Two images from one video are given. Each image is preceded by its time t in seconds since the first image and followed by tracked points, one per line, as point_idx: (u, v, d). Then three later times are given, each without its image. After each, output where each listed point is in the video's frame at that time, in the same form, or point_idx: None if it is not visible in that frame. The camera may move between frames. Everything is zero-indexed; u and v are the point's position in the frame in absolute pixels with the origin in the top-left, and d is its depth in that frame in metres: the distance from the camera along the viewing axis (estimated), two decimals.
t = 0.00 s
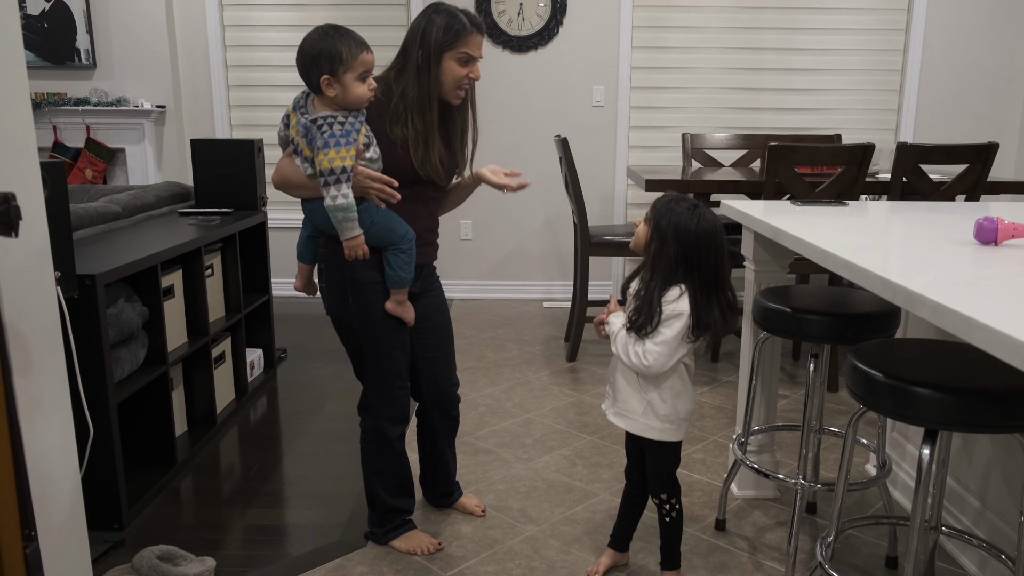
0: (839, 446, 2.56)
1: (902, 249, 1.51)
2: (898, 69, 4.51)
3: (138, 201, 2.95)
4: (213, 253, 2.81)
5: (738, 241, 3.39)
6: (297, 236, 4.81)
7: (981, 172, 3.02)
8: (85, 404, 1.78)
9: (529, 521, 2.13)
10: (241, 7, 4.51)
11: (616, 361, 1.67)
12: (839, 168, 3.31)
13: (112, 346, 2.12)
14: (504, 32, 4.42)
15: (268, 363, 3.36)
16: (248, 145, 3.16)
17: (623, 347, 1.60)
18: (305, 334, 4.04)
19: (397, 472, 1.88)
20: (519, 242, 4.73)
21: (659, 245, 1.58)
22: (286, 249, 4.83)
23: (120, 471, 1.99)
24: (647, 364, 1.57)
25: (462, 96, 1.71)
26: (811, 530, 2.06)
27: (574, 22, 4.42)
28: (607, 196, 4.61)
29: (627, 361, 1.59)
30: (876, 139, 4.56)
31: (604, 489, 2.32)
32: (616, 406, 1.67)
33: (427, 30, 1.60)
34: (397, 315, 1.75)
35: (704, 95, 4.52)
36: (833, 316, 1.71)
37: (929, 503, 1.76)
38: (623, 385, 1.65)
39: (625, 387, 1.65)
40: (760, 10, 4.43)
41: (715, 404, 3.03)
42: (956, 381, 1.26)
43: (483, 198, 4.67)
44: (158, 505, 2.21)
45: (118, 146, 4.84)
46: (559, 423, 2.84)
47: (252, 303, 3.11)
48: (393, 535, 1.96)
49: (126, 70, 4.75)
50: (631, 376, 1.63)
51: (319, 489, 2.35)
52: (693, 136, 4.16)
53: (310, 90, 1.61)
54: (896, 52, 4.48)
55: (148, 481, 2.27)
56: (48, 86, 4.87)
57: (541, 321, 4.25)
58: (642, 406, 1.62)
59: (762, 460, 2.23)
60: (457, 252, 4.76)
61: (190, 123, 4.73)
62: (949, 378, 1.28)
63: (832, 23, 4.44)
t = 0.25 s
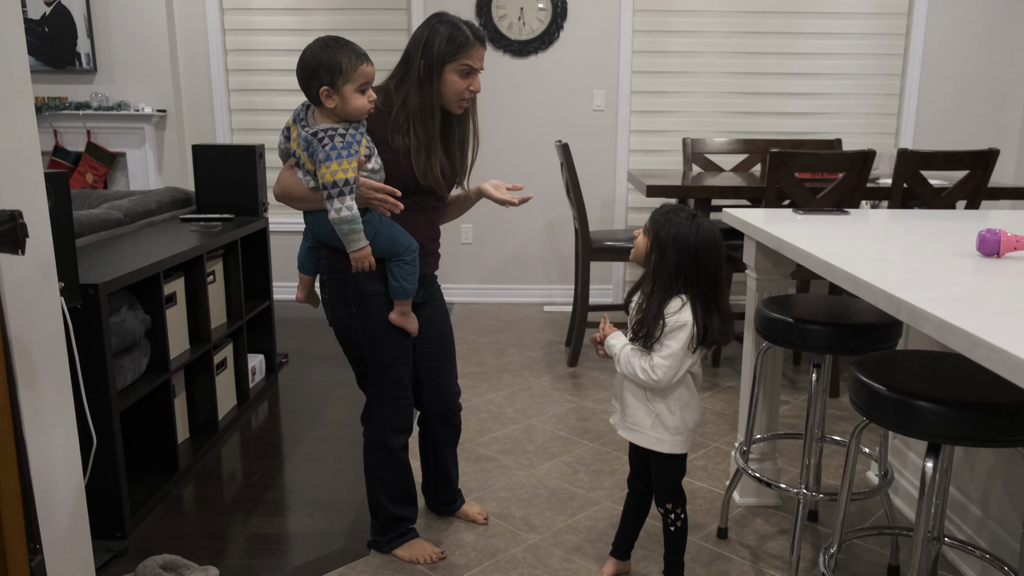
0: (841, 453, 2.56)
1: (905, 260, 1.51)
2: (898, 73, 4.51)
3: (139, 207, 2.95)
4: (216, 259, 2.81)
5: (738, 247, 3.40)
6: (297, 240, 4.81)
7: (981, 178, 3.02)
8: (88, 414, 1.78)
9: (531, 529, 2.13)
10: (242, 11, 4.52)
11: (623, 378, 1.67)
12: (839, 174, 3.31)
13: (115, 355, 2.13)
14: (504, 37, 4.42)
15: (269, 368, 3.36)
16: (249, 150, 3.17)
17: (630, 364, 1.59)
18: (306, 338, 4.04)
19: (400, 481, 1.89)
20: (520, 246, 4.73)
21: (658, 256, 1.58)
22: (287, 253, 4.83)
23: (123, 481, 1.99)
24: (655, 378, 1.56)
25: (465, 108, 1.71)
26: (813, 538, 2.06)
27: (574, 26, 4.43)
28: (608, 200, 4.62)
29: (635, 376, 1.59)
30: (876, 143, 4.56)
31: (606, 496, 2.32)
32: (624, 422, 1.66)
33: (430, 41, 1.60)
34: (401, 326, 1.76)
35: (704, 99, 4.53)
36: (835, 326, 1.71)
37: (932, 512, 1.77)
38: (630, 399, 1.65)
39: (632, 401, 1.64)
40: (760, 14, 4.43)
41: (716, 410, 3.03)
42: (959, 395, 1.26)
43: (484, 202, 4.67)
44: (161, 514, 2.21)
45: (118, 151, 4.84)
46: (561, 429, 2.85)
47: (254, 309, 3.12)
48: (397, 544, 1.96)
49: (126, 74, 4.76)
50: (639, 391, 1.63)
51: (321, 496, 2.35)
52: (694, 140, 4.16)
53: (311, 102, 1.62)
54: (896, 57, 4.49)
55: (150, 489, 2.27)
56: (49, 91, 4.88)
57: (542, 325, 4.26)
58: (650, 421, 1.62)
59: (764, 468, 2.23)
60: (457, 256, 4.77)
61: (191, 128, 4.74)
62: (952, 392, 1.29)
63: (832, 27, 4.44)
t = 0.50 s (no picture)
0: (845, 460, 2.56)
1: (910, 273, 1.52)
2: (901, 77, 4.51)
3: (144, 213, 2.95)
4: (220, 266, 2.82)
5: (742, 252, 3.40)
6: (300, 244, 4.82)
7: (985, 184, 3.02)
8: (94, 424, 1.79)
9: (536, 537, 2.13)
10: (245, 16, 4.52)
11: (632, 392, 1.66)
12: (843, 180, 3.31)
13: (121, 364, 2.13)
14: (507, 41, 4.43)
15: (273, 374, 3.37)
16: (253, 156, 3.16)
17: (642, 379, 1.59)
18: (309, 343, 4.04)
19: (405, 490, 1.89)
20: (522, 250, 4.74)
21: (664, 267, 1.58)
22: (290, 257, 4.84)
23: (129, 490, 2.00)
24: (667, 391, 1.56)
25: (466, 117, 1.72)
26: (817, 547, 2.06)
27: (577, 30, 4.43)
28: (610, 205, 4.62)
29: (648, 391, 1.59)
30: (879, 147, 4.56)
31: (610, 504, 2.33)
32: (636, 437, 1.65)
33: (433, 51, 1.61)
34: (406, 336, 1.75)
35: (707, 103, 4.53)
36: (840, 337, 1.72)
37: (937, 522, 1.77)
38: (639, 412, 1.65)
39: (642, 416, 1.64)
40: (763, 18, 4.43)
41: (720, 416, 3.03)
42: (965, 410, 1.27)
43: (487, 206, 4.68)
44: (166, 522, 2.22)
45: (122, 155, 4.85)
46: (565, 436, 2.85)
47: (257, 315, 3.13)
48: (402, 553, 1.96)
49: (129, 78, 4.76)
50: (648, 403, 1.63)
51: (326, 504, 2.35)
52: (696, 145, 4.16)
53: (314, 113, 1.62)
54: (899, 61, 4.49)
55: (155, 496, 2.28)
56: (53, 95, 4.89)
57: (545, 329, 4.26)
58: (660, 433, 1.62)
59: (769, 477, 2.23)
60: (460, 260, 4.77)
61: (194, 132, 4.75)
62: (958, 407, 1.29)
63: (835, 32, 4.44)
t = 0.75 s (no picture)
0: (847, 468, 2.57)
1: (913, 285, 1.53)
2: (903, 82, 4.52)
3: (148, 220, 2.96)
4: (223, 273, 2.83)
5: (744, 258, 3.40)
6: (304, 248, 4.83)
7: (987, 191, 3.03)
8: (101, 434, 1.80)
9: (540, 545, 2.14)
10: (248, 21, 4.54)
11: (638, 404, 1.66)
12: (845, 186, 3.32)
13: (126, 372, 2.14)
14: (509, 46, 4.44)
15: (276, 380, 3.38)
16: (257, 163, 3.18)
17: (658, 394, 1.58)
18: (312, 348, 4.05)
19: (409, 500, 1.90)
20: (524, 255, 4.75)
21: (675, 278, 1.58)
22: (293, 261, 4.85)
23: (134, 498, 2.01)
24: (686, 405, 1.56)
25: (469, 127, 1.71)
26: (820, 556, 2.07)
27: (579, 36, 4.44)
28: (613, 209, 4.63)
29: (665, 406, 1.57)
30: (881, 152, 4.57)
31: (613, 512, 2.33)
32: (645, 450, 1.64)
33: (436, 62, 1.61)
34: (408, 348, 1.76)
35: (709, 108, 4.54)
36: (843, 348, 1.72)
37: (939, 531, 1.78)
38: (643, 423, 1.65)
39: (648, 428, 1.64)
40: (765, 23, 4.44)
41: (723, 422, 3.04)
42: (968, 424, 1.28)
43: (489, 211, 4.69)
44: (171, 529, 2.23)
45: (125, 160, 4.86)
46: (568, 442, 2.86)
47: (261, 322, 3.14)
48: (406, 562, 1.96)
49: (133, 83, 4.78)
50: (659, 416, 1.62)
51: (330, 512, 2.36)
52: (699, 150, 4.17)
53: (318, 126, 1.63)
54: (901, 65, 4.49)
55: (160, 504, 2.29)
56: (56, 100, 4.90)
57: (547, 334, 4.27)
58: (664, 444, 1.62)
59: (771, 485, 2.24)
60: (463, 264, 4.78)
61: (197, 137, 4.76)
62: (961, 421, 1.30)
63: (837, 37, 4.45)
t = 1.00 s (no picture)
0: (850, 471, 2.59)
1: (917, 290, 1.53)
2: (906, 84, 4.52)
3: (154, 222, 2.98)
4: (229, 275, 2.84)
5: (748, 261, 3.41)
6: (308, 250, 4.84)
7: (991, 194, 3.03)
8: (109, 436, 1.81)
9: (544, 548, 2.15)
10: (253, 23, 4.55)
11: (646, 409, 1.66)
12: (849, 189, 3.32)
13: (133, 375, 2.16)
14: (513, 48, 4.44)
15: (281, 381, 3.39)
16: (262, 165, 3.19)
17: (670, 401, 1.58)
18: (317, 349, 4.06)
19: (415, 502, 1.91)
20: (528, 256, 4.76)
21: (686, 285, 1.59)
22: (297, 263, 4.86)
23: (142, 500, 2.02)
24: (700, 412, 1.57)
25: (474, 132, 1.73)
26: (824, 558, 2.08)
27: (583, 38, 4.45)
28: (616, 211, 4.63)
29: (679, 413, 1.58)
30: (884, 154, 4.58)
31: (618, 514, 2.34)
32: (654, 454, 1.64)
33: (443, 68, 1.61)
34: (415, 351, 1.77)
35: (712, 110, 4.54)
36: (847, 352, 1.74)
37: (943, 534, 1.79)
38: (648, 427, 1.65)
39: (656, 431, 1.64)
40: (769, 26, 4.44)
41: (726, 424, 3.05)
42: (972, 429, 1.28)
43: (493, 213, 4.70)
44: (177, 530, 2.24)
45: (130, 162, 4.88)
46: (572, 444, 2.87)
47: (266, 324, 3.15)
48: (411, 563, 1.97)
49: (138, 85, 4.79)
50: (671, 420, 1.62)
51: (335, 514, 2.37)
52: (702, 152, 4.19)
53: (324, 133, 1.64)
54: (904, 68, 4.50)
55: (167, 506, 2.30)
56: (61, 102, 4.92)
57: (551, 336, 4.28)
58: (667, 450, 1.63)
59: (775, 488, 2.25)
60: (467, 266, 4.79)
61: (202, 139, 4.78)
62: (964, 426, 1.31)
63: (840, 39, 4.46)
